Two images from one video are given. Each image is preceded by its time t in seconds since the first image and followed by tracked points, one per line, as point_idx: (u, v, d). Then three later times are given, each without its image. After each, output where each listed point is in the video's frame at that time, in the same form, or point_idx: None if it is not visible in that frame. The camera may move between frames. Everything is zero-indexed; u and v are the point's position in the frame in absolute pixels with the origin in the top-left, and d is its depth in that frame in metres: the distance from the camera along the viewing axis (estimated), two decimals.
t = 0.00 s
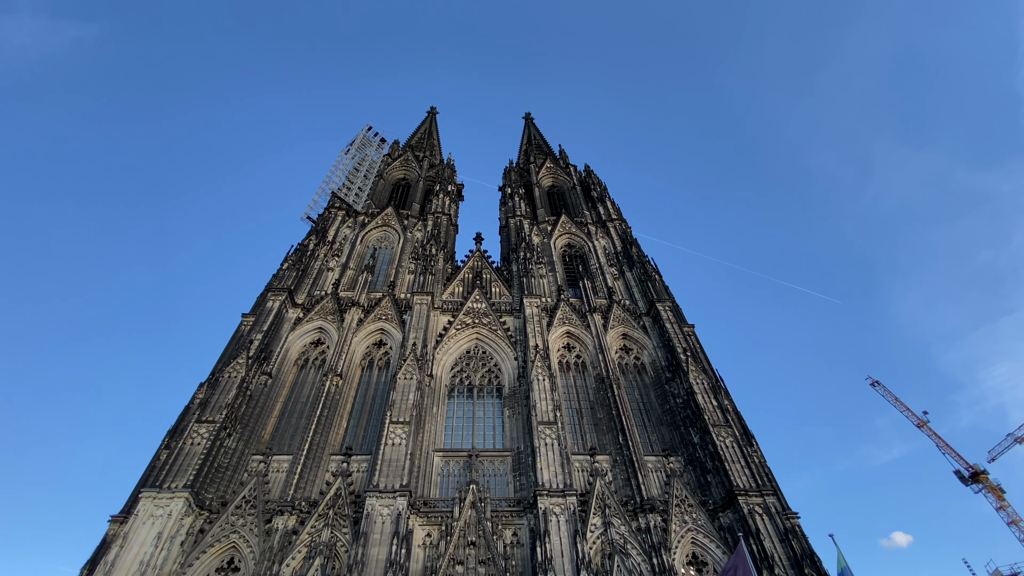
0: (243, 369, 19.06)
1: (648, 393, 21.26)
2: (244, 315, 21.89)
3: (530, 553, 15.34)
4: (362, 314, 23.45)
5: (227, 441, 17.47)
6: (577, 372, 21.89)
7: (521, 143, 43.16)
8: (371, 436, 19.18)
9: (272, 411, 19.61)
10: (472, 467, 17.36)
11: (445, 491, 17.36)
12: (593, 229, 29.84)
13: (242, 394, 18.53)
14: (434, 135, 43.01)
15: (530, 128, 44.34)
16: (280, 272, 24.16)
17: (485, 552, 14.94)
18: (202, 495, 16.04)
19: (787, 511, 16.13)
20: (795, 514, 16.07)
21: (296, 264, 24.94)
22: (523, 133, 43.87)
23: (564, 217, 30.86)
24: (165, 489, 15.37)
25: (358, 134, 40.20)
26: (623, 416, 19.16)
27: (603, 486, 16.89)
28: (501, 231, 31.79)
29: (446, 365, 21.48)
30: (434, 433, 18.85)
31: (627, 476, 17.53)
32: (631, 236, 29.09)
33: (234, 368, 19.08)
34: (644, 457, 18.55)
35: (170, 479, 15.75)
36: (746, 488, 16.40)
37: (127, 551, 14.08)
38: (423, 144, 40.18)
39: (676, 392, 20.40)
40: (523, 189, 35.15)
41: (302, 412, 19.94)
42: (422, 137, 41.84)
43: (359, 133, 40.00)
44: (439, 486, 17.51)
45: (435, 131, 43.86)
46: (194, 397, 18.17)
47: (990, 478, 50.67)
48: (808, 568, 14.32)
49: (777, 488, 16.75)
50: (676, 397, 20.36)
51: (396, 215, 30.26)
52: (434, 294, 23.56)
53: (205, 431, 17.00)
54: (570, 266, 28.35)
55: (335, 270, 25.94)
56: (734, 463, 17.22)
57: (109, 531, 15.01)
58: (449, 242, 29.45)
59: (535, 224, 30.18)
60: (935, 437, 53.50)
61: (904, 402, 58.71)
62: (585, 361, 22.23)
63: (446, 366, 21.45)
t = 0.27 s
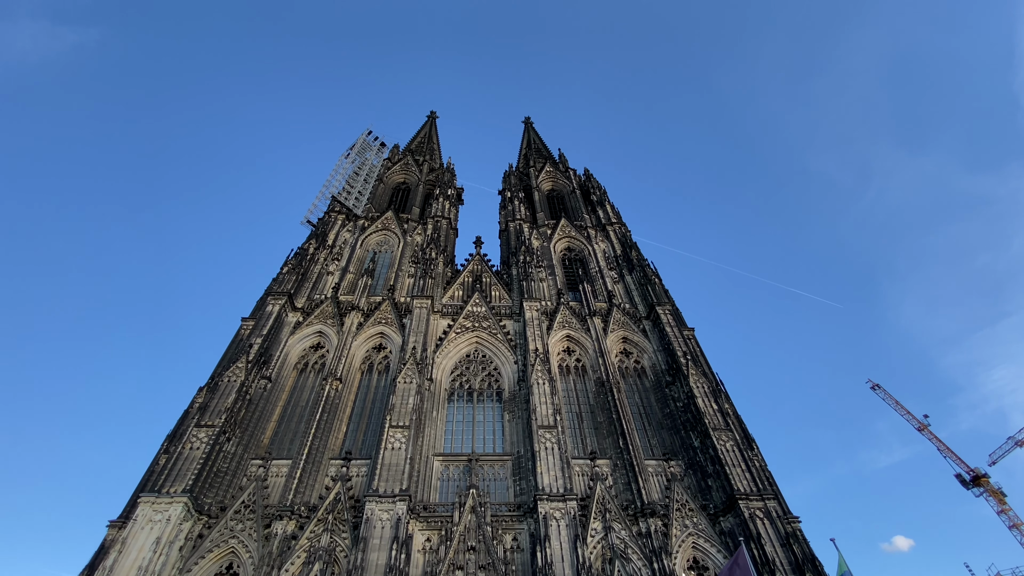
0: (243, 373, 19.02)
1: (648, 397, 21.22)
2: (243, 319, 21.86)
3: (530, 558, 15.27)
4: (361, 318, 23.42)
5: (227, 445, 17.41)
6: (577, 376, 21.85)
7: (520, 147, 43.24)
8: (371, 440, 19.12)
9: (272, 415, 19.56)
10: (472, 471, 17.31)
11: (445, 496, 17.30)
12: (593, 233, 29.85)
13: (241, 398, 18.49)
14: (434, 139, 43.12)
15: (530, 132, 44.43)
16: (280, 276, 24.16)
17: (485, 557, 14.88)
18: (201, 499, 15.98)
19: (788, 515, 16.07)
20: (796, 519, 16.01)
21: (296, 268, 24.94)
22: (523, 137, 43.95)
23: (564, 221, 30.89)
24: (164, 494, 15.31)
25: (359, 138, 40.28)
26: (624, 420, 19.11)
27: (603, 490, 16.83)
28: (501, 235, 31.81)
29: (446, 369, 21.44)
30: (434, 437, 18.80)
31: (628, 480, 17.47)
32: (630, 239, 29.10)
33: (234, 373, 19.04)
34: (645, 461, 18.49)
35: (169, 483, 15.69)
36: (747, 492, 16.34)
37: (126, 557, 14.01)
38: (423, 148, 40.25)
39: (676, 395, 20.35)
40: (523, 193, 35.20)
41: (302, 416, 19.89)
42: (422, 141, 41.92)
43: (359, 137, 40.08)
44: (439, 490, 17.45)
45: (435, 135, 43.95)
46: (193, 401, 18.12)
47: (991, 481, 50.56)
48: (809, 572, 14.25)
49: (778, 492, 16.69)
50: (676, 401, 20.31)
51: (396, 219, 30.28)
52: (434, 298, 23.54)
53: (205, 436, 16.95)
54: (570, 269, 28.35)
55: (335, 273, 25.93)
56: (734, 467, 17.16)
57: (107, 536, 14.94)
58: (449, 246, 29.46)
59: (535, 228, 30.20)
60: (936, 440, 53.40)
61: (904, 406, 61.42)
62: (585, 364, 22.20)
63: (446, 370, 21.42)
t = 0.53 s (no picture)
0: (242, 376, 19.00)
1: (648, 399, 21.20)
2: (243, 322, 21.85)
3: (530, 561, 15.23)
4: (361, 320, 23.40)
5: (226, 448, 17.37)
6: (577, 378, 21.82)
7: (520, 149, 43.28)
8: (371, 443, 19.10)
9: (271, 418, 19.52)
10: (473, 474, 17.28)
11: (445, 499, 17.27)
12: (592, 235, 29.85)
13: (241, 401, 18.47)
14: (434, 142, 43.18)
15: (529, 134, 44.48)
16: (280, 278, 24.17)
17: (485, 560, 14.83)
18: (200, 503, 15.93)
19: (789, 517, 16.05)
20: (797, 521, 15.99)
21: (296, 270, 24.95)
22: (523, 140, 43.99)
23: (564, 223, 30.91)
24: (163, 497, 15.27)
25: (359, 141, 40.32)
26: (624, 422, 19.08)
27: (603, 493, 16.80)
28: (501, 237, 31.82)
29: (446, 371, 21.41)
30: (433, 440, 18.76)
31: (628, 483, 17.45)
32: (630, 242, 29.11)
33: (233, 375, 19.01)
34: (645, 464, 18.46)
35: (168, 487, 15.65)
36: (747, 495, 16.32)
37: (125, 560, 13.97)
38: (423, 150, 40.25)
39: (677, 398, 20.32)
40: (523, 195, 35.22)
41: (302, 419, 19.85)
42: (422, 143, 41.98)
43: (359, 140, 40.12)
44: (439, 493, 17.41)
45: (435, 138, 44.00)
46: (193, 404, 18.09)
47: (992, 483, 50.50)
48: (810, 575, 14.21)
49: (779, 495, 16.66)
50: (676, 403, 20.29)
51: (396, 222, 30.29)
52: (433, 300, 23.53)
53: (204, 439, 16.91)
54: (570, 271, 28.35)
55: (334, 276, 25.93)
56: (735, 469, 17.13)
57: (106, 540, 14.88)
58: (449, 248, 29.46)
59: (535, 230, 30.22)
60: (936, 442, 53.32)
61: (903, 408, 57.76)
62: (585, 367, 22.18)
63: (446, 373, 21.39)
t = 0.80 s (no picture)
0: (242, 377, 18.98)
1: (648, 400, 21.20)
2: (243, 323, 21.84)
3: (530, 562, 15.21)
4: (361, 321, 23.39)
5: (226, 450, 17.35)
6: (577, 379, 21.81)
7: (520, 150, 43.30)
8: (371, 444, 19.08)
9: (271, 420, 19.50)
10: (473, 475, 17.25)
11: (445, 500, 17.25)
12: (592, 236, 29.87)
13: (241, 402, 18.45)
14: (434, 144, 43.18)
15: (529, 135, 44.52)
16: (280, 279, 24.16)
17: (485, 561, 14.80)
18: (200, 504, 15.90)
19: (790, 518, 16.02)
20: (798, 522, 15.97)
21: (295, 271, 24.94)
22: (522, 141, 44.03)
23: (564, 224, 30.91)
24: (163, 499, 15.24)
25: (358, 142, 40.37)
26: (624, 423, 19.07)
27: (604, 494, 16.78)
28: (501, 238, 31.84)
29: (446, 372, 21.40)
30: (433, 441, 18.74)
31: (628, 484, 17.44)
32: (630, 242, 29.12)
33: (233, 377, 19.00)
34: (645, 465, 18.44)
35: (168, 488, 15.63)
36: (747, 496, 16.30)
37: (124, 562, 13.94)
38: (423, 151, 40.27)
39: (677, 399, 20.30)
40: (523, 196, 35.22)
41: (302, 420, 19.84)
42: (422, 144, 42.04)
43: (359, 141, 40.17)
44: (439, 494, 17.38)
45: (435, 139, 44.05)
46: (192, 406, 18.06)
47: (992, 484, 50.40)
48: None
49: (779, 496, 16.64)
50: (676, 404, 20.27)
51: (395, 223, 30.29)
52: (433, 301, 23.53)
53: (204, 440, 16.89)
54: (570, 272, 28.35)
55: (334, 277, 25.93)
56: (735, 470, 17.11)
57: (105, 541, 14.85)
58: (449, 249, 29.48)
59: (534, 231, 30.23)
60: (937, 442, 53.20)
61: (903, 411, 55.14)
62: (585, 368, 22.17)
63: (446, 374, 21.38)
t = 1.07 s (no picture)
0: (242, 377, 18.98)
1: (648, 400, 21.20)
2: (243, 323, 21.84)
3: (530, 563, 15.21)
4: (361, 322, 23.39)
5: (226, 450, 17.34)
6: (577, 379, 21.81)
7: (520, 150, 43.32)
8: (371, 444, 19.07)
9: (271, 420, 19.49)
10: (472, 476, 17.25)
11: (445, 500, 17.24)
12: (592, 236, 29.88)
13: (241, 402, 18.45)
14: (434, 144, 43.20)
15: (529, 135, 44.53)
16: (280, 280, 24.17)
17: (485, 562, 14.79)
18: (200, 505, 15.89)
19: (790, 519, 16.02)
20: (798, 523, 15.97)
21: (295, 272, 24.94)
22: (522, 141, 44.05)
23: (564, 224, 30.92)
24: (162, 499, 15.23)
25: (359, 142, 40.40)
26: (624, 423, 19.07)
27: (604, 494, 16.78)
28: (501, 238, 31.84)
29: (445, 373, 21.39)
30: (433, 441, 18.74)
31: (628, 484, 17.44)
32: (630, 243, 29.13)
33: (233, 377, 18.99)
34: (645, 465, 18.44)
35: (168, 489, 15.62)
36: (747, 496, 16.29)
37: (124, 563, 13.93)
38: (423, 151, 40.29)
39: (676, 399, 20.30)
40: (523, 196, 35.23)
41: (302, 421, 19.83)
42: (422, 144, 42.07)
43: (359, 141, 40.20)
44: (439, 495, 17.38)
45: (435, 139, 44.07)
46: (192, 406, 18.05)
47: (992, 484, 50.42)
48: None
49: (779, 496, 16.64)
50: (676, 404, 20.27)
51: (395, 223, 30.29)
52: (433, 302, 23.53)
53: (204, 441, 16.89)
54: (570, 273, 28.35)
55: (334, 277, 25.93)
56: (735, 470, 17.11)
57: (105, 542, 14.84)
58: (448, 249, 29.49)
59: (534, 231, 30.24)
60: (936, 442, 53.25)
61: (903, 409, 55.93)
62: (585, 368, 22.17)
63: (446, 374, 21.37)
